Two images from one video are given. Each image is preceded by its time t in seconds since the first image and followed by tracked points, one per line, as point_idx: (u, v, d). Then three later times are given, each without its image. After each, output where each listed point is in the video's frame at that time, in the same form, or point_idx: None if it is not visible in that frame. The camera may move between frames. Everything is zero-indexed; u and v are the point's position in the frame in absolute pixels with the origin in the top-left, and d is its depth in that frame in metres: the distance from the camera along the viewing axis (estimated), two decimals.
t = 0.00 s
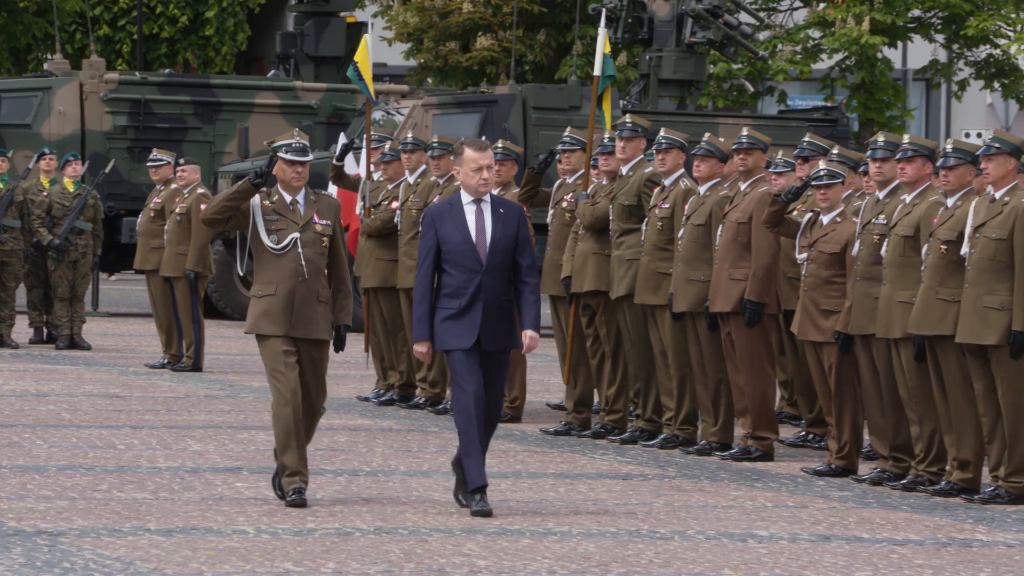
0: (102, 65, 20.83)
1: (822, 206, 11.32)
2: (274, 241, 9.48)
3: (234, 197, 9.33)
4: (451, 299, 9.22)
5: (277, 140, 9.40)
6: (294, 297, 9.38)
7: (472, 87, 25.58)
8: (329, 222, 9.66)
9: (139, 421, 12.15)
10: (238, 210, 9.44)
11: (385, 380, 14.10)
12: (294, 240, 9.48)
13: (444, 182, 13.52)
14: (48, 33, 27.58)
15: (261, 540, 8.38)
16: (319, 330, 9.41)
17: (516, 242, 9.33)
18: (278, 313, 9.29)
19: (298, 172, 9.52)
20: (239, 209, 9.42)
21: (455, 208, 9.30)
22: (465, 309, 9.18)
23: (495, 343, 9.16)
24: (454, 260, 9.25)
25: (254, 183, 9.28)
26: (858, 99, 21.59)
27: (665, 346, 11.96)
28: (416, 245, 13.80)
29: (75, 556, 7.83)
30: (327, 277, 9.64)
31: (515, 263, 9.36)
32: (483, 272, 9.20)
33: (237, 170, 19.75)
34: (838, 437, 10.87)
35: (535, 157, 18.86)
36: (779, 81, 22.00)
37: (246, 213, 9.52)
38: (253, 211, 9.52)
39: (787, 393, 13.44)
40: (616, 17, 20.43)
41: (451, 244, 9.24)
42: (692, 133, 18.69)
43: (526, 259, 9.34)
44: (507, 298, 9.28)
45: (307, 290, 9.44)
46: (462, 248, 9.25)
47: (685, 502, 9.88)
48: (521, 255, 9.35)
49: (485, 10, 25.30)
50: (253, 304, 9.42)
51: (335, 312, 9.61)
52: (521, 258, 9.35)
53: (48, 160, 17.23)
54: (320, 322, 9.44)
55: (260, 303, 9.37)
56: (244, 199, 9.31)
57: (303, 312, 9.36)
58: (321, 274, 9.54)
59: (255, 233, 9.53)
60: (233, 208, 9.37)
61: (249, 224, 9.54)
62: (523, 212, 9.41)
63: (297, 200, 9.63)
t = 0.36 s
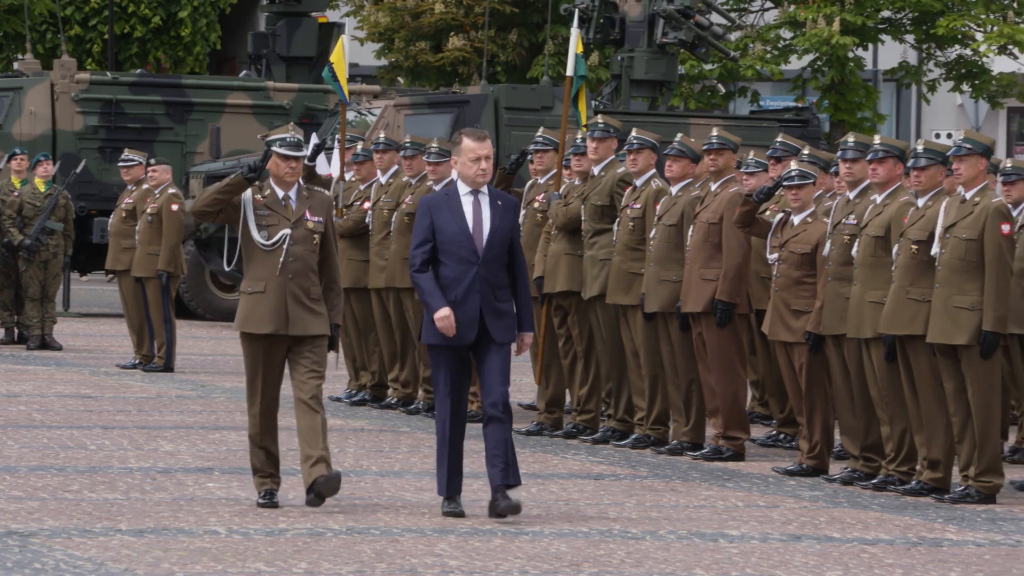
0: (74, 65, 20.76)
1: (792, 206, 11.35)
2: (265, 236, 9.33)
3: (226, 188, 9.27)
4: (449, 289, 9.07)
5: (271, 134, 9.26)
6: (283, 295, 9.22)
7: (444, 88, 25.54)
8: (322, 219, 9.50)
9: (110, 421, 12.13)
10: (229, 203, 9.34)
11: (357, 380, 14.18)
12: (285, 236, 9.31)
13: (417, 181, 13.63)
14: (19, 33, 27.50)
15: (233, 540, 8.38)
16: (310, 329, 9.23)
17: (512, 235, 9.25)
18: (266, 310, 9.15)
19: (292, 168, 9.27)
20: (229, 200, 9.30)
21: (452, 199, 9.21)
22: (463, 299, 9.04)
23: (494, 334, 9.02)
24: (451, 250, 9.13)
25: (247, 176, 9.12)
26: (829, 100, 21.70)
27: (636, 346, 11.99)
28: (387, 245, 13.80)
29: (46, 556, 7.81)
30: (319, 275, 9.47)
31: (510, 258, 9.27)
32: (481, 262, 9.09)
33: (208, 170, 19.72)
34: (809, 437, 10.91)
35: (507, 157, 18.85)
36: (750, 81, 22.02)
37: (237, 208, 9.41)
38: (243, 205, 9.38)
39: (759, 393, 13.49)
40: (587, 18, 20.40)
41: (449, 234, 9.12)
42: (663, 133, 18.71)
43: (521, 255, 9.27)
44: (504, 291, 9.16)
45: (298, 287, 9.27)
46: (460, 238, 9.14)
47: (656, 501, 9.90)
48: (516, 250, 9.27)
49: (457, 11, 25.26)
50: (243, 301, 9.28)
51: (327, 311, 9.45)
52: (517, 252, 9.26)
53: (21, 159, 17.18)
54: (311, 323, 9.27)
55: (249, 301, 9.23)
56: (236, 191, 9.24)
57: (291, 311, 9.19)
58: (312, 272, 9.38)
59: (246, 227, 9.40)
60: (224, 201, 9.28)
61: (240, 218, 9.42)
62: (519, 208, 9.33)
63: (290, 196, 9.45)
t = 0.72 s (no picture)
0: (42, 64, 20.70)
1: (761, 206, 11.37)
2: (267, 231, 9.14)
3: (226, 182, 8.99)
4: (455, 296, 8.79)
5: (272, 129, 9.11)
6: (285, 291, 9.05)
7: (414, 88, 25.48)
8: (324, 215, 9.36)
9: (79, 422, 12.07)
10: (229, 197, 9.08)
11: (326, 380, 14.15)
12: (287, 231, 9.15)
13: (387, 180, 13.69)
14: None
15: (202, 540, 8.35)
16: (312, 327, 9.08)
17: (522, 241, 8.96)
18: (270, 306, 8.97)
19: (293, 163, 9.14)
20: (230, 194, 9.05)
21: (462, 202, 8.91)
22: (469, 307, 8.76)
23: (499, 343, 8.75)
24: (459, 256, 8.84)
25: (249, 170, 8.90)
26: (798, 100, 21.72)
27: (606, 346, 12.01)
28: (355, 245, 13.83)
29: (13, 557, 7.76)
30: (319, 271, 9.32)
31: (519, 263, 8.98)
32: (489, 269, 8.81)
33: (177, 170, 19.64)
34: (779, 437, 10.92)
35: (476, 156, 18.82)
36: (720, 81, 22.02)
37: (237, 202, 9.16)
38: (244, 200, 9.15)
39: (728, 393, 13.51)
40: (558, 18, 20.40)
41: (458, 238, 8.83)
42: (633, 134, 18.70)
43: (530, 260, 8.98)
44: (512, 299, 8.89)
45: (300, 284, 9.12)
46: (468, 243, 8.84)
47: (627, 501, 9.91)
48: (526, 255, 8.97)
49: (427, 10, 25.21)
50: (244, 297, 9.10)
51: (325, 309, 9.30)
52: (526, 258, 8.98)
53: None
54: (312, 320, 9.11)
55: (250, 296, 9.06)
56: (237, 185, 8.97)
57: (296, 307, 9.03)
58: (314, 268, 9.23)
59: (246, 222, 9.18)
60: (225, 194, 9.01)
61: (240, 213, 9.17)
62: (530, 211, 9.03)
63: (291, 191, 9.29)
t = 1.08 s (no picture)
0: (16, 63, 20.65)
1: (738, 205, 11.39)
2: (269, 245, 8.92)
3: (226, 198, 8.83)
4: (461, 310, 8.66)
5: (270, 139, 8.91)
6: (289, 305, 8.82)
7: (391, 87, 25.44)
8: (325, 227, 9.14)
9: (54, 421, 12.03)
10: (230, 212, 8.90)
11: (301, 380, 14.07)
12: (290, 246, 8.93)
13: (365, 179, 13.73)
14: None
15: (178, 540, 8.32)
16: (317, 341, 8.86)
17: (530, 250, 8.78)
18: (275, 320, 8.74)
19: (294, 176, 8.94)
20: (230, 208, 8.87)
21: (467, 213, 8.73)
22: (476, 320, 8.62)
23: (508, 356, 8.61)
24: (466, 268, 8.69)
25: (247, 183, 8.77)
26: (774, 99, 21.76)
27: (584, 346, 12.08)
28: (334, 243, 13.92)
29: None
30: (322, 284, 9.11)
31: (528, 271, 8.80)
32: (496, 281, 8.65)
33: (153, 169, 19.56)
34: (756, 436, 10.95)
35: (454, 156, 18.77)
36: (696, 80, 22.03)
37: (238, 216, 8.93)
38: (244, 213, 8.93)
39: (705, 391, 13.55)
40: (534, 17, 20.42)
41: (464, 251, 8.68)
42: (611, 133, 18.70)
43: (541, 268, 8.79)
44: (520, 309, 8.73)
45: (305, 298, 8.89)
46: (474, 255, 8.69)
47: (604, 500, 9.92)
48: (535, 264, 8.79)
49: (404, 9, 25.18)
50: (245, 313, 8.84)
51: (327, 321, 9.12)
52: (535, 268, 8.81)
53: None
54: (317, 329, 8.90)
55: (252, 312, 8.81)
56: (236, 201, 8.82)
57: (301, 318, 8.80)
58: (317, 281, 9.01)
59: (247, 236, 8.96)
60: (224, 210, 8.85)
61: (241, 228, 8.94)
62: (538, 219, 8.86)
63: (292, 204, 9.06)
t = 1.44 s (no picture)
0: None
1: (712, 204, 11.40)
2: (264, 234, 8.75)
3: (222, 183, 8.65)
4: (465, 295, 8.52)
5: (265, 128, 8.72)
6: (285, 296, 8.67)
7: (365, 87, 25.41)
8: (321, 215, 8.95)
9: (25, 421, 11.99)
10: (224, 199, 8.74)
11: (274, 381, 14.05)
12: (285, 234, 8.75)
13: (338, 180, 13.79)
14: None
15: (149, 540, 8.31)
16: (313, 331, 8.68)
17: (533, 237, 8.66)
18: (267, 313, 8.61)
19: (290, 163, 8.78)
20: (225, 196, 8.73)
21: (468, 198, 8.62)
22: (481, 306, 8.48)
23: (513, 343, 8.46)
24: (468, 253, 8.56)
25: (245, 170, 8.62)
26: (747, 100, 21.80)
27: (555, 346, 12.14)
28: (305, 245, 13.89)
29: None
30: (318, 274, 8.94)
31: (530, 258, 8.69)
32: (498, 267, 8.53)
33: (124, 169, 19.50)
34: (728, 436, 10.96)
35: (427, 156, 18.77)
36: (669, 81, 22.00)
37: (231, 204, 8.81)
38: (238, 201, 8.80)
39: (677, 392, 13.57)
40: (507, 17, 20.42)
41: (466, 236, 8.56)
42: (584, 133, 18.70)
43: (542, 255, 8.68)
44: (524, 296, 8.60)
45: (300, 288, 8.73)
46: (477, 240, 8.57)
47: (577, 500, 9.93)
48: (536, 251, 8.68)
49: (377, 9, 25.09)
50: (241, 303, 8.74)
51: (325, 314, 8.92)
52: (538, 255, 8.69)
53: None
54: (314, 322, 8.72)
55: (248, 303, 8.69)
56: (233, 186, 8.64)
57: (296, 311, 8.63)
58: (313, 271, 8.85)
59: (242, 224, 8.78)
60: (221, 195, 8.68)
61: (235, 214, 8.81)
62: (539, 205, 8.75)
63: (286, 192, 8.89)
